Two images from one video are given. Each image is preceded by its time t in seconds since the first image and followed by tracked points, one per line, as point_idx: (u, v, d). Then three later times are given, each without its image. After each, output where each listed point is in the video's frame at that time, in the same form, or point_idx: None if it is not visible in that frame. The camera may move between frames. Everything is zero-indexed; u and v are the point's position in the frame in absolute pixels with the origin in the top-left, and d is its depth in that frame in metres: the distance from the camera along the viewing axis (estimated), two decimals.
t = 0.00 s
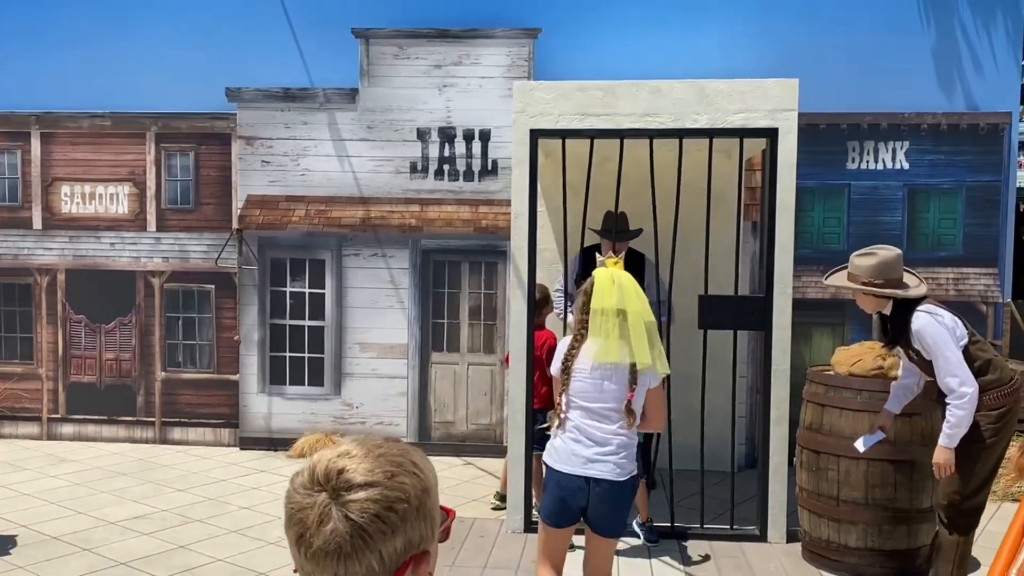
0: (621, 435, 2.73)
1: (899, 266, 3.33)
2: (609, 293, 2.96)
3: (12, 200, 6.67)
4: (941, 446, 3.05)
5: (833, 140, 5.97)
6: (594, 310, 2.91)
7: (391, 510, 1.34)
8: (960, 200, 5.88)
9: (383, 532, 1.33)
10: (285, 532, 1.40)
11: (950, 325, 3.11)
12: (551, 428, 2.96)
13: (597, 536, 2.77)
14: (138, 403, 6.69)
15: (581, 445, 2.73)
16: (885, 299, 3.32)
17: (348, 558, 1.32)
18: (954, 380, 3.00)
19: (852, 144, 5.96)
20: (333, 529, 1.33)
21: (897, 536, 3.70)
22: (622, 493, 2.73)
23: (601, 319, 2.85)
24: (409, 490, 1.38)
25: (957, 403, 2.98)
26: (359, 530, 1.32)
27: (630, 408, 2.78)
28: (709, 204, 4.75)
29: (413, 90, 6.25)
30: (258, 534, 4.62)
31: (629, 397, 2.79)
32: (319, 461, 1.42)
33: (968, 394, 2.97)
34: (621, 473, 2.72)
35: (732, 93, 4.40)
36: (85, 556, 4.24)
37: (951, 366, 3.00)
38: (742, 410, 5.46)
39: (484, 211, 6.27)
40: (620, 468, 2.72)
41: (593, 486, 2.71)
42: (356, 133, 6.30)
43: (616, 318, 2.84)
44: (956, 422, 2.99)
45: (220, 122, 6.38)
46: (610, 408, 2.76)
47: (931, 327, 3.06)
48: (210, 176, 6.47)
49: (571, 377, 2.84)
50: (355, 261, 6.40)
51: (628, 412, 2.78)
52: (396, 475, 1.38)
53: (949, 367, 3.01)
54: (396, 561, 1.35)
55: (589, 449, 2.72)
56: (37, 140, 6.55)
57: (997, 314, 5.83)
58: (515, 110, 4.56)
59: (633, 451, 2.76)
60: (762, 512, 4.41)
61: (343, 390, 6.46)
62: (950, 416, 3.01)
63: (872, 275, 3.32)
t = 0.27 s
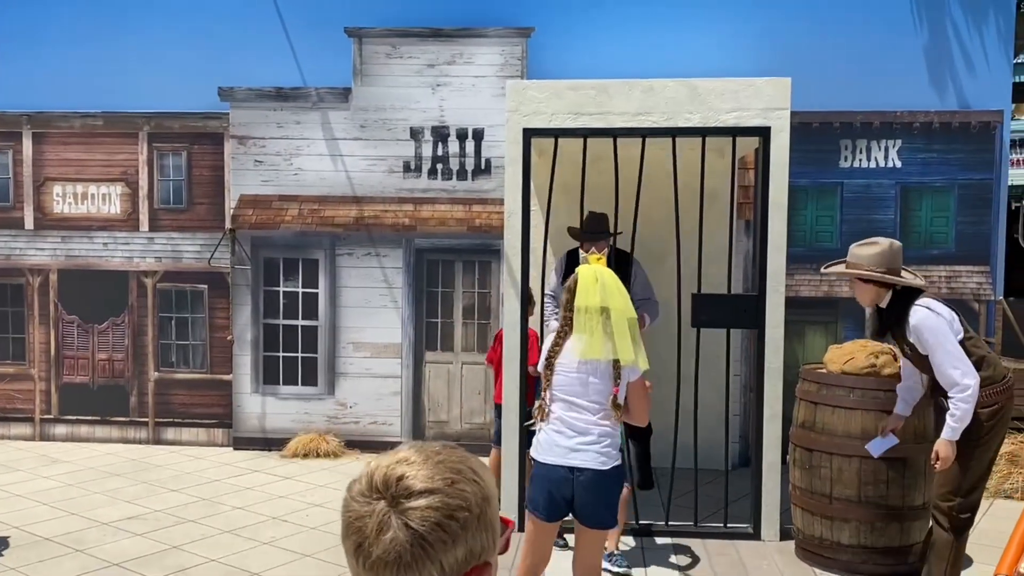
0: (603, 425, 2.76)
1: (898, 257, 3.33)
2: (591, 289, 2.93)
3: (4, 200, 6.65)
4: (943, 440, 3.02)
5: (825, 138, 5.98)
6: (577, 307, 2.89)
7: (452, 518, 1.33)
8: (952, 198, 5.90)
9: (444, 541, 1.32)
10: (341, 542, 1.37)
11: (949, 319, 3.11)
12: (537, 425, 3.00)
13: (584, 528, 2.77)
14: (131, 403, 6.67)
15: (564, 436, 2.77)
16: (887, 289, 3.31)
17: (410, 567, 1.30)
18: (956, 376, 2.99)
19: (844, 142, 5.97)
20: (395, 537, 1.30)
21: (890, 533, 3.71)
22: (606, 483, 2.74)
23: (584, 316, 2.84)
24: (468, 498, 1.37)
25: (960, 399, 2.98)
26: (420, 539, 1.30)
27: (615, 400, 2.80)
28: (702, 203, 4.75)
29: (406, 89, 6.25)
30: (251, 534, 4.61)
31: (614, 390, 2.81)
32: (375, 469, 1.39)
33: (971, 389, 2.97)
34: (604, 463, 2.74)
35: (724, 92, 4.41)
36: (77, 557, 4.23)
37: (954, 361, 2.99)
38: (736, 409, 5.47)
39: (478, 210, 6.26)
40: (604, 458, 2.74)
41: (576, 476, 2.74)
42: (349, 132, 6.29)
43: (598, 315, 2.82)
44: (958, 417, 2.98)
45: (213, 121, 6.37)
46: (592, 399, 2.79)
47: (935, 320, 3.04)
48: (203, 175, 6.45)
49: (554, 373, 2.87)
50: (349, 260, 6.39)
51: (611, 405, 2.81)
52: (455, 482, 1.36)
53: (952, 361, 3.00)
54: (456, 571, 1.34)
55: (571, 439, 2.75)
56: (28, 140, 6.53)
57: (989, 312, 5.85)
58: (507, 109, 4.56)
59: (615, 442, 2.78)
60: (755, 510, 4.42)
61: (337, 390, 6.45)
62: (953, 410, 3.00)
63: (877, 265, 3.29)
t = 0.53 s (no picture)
0: (567, 421, 2.85)
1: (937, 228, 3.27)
2: (546, 287, 2.99)
3: None
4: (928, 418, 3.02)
5: (817, 137, 6.00)
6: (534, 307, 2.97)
7: (481, 518, 1.34)
8: (943, 197, 5.92)
9: (473, 541, 1.33)
10: (369, 541, 1.37)
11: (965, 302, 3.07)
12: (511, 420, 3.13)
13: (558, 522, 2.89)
14: (124, 403, 6.66)
15: (530, 434, 2.90)
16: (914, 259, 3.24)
17: (439, 567, 1.31)
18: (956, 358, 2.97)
19: (836, 141, 5.99)
20: (424, 538, 1.31)
21: (881, 531, 3.72)
22: (574, 477, 2.86)
23: (540, 315, 2.91)
24: (495, 496, 1.37)
25: (954, 382, 2.97)
26: (449, 539, 1.31)
27: (576, 396, 2.88)
28: (694, 202, 4.77)
29: (399, 88, 6.24)
30: (244, 533, 4.61)
31: (574, 386, 2.88)
32: (401, 467, 1.39)
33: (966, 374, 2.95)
34: (570, 457, 2.85)
35: (716, 91, 4.42)
36: (69, 557, 4.22)
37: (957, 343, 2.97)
38: (728, 407, 5.49)
39: (471, 209, 6.26)
40: (568, 453, 2.85)
41: (544, 471, 2.86)
42: (342, 131, 6.29)
43: (553, 313, 2.89)
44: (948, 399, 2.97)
45: (205, 120, 6.36)
46: (553, 397, 2.88)
47: (948, 299, 3.01)
48: (195, 175, 6.44)
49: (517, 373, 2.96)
50: (342, 260, 6.39)
51: (572, 400, 2.89)
52: (482, 481, 1.37)
53: (955, 343, 2.98)
54: (485, 568, 1.35)
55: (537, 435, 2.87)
56: (20, 140, 6.51)
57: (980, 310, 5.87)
58: (500, 108, 4.56)
59: (582, 435, 2.88)
60: (747, 508, 4.44)
61: (331, 389, 6.45)
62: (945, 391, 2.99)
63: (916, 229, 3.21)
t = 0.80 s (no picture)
0: (532, 414, 3.06)
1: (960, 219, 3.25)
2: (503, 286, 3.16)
3: None
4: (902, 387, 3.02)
5: (811, 135, 6.00)
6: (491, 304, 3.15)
7: (491, 504, 1.41)
8: (937, 195, 5.94)
9: (483, 524, 1.40)
10: (385, 521, 1.45)
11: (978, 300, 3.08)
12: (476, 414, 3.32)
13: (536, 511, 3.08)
14: (115, 401, 6.63)
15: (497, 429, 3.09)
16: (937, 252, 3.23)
17: (451, 549, 1.39)
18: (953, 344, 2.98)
19: (830, 139, 5.99)
20: (438, 522, 1.39)
21: (875, 528, 3.72)
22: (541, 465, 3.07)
23: (497, 312, 3.10)
24: (504, 483, 1.45)
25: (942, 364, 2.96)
26: (461, 523, 1.39)
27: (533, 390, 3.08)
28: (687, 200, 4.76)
29: (392, 85, 6.22)
30: (236, 532, 4.59)
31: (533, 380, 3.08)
32: (415, 455, 1.46)
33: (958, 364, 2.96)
34: (537, 447, 3.06)
35: (710, 89, 4.41)
36: (60, 556, 4.19)
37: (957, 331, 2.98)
38: (722, 405, 5.49)
39: (464, 207, 6.25)
40: (535, 443, 3.06)
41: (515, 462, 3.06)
42: (335, 129, 6.26)
43: (509, 311, 3.08)
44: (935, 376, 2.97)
45: (197, 117, 6.33)
46: (518, 392, 3.08)
47: (959, 288, 3.04)
48: (187, 172, 6.41)
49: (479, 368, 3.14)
50: (335, 258, 6.37)
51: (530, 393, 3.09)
52: (492, 469, 1.44)
53: (958, 330, 2.99)
54: (493, 551, 1.43)
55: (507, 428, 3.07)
56: (10, 137, 6.47)
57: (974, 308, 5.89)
58: (494, 105, 4.54)
59: (547, 427, 3.10)
60: (740, 505, 4.44)
61: (324, 387, 6.43)
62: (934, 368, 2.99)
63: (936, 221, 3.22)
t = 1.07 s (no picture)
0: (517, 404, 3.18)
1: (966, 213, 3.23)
2: (483, 281, 3.23)
3: None
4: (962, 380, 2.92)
5: (805, 132, 6.00)
6: (471, 298, 3.23)
7: (531, 479, 1.49)
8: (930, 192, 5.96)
9: (524, 499, 1.48)
10: (430, 501, 1.55)
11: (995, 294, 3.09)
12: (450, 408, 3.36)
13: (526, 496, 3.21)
14: (109, 397, 6.61)
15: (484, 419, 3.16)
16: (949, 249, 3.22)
17: (493, 524, 1.47)
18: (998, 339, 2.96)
19: (824, 136, 5.99)
20: (481, 497, 1.48)
21: (868, 524, 3.74)
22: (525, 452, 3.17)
23: (476, 306, 3.18)
24: (543, 461, 1.53)
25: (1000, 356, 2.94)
26: (503, 498, 1.47)
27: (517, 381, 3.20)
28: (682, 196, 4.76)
29: (387, 80, 6.21)
30: (231, 528, 4.58)
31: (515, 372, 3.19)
32: (459, 437, 1.57)
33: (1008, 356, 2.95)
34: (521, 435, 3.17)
35: (706, 85, 4.41)
36: (54, 552, 4.18)
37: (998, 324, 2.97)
38: (715, 402, 5.50)
39: (459, 203, 6.24)
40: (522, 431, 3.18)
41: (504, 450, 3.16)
42: (329, 124, 6.25)
43: (489, 305, 3.16)
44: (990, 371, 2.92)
45: (191, 112, 6.31)
46: (501, 383, 3.18)
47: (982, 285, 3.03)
48: (181, 167, 6.38)
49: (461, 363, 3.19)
50: (329, 254, 6.35)
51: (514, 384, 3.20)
52: (531, 448, 1.53)
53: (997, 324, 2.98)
54: (535, 526, 1.51)
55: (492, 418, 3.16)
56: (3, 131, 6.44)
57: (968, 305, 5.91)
58: (489, 100, 4.54)
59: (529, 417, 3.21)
60: (734, 501, 4.45)
61: (318, 384, 6.42)
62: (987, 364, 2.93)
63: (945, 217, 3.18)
